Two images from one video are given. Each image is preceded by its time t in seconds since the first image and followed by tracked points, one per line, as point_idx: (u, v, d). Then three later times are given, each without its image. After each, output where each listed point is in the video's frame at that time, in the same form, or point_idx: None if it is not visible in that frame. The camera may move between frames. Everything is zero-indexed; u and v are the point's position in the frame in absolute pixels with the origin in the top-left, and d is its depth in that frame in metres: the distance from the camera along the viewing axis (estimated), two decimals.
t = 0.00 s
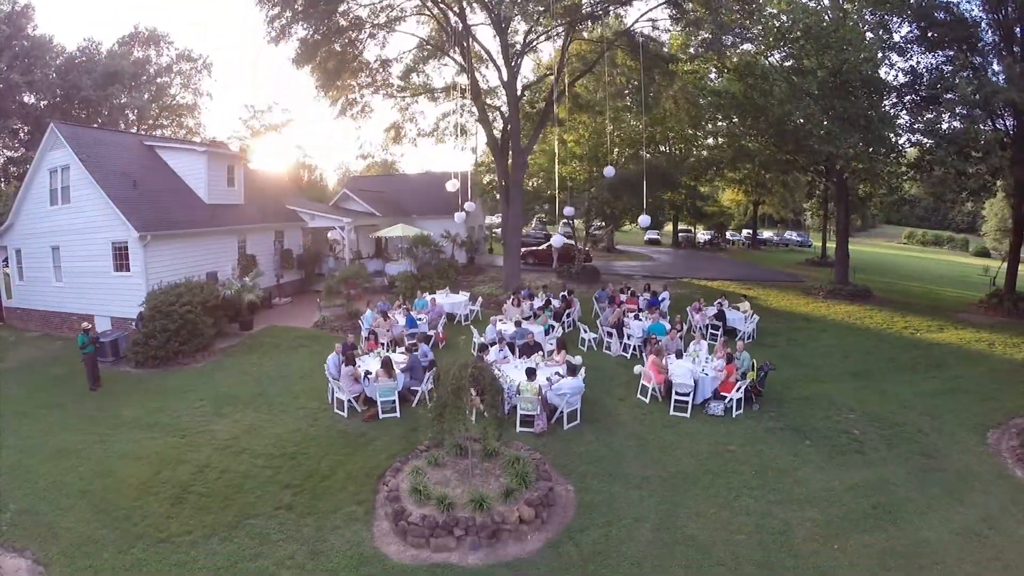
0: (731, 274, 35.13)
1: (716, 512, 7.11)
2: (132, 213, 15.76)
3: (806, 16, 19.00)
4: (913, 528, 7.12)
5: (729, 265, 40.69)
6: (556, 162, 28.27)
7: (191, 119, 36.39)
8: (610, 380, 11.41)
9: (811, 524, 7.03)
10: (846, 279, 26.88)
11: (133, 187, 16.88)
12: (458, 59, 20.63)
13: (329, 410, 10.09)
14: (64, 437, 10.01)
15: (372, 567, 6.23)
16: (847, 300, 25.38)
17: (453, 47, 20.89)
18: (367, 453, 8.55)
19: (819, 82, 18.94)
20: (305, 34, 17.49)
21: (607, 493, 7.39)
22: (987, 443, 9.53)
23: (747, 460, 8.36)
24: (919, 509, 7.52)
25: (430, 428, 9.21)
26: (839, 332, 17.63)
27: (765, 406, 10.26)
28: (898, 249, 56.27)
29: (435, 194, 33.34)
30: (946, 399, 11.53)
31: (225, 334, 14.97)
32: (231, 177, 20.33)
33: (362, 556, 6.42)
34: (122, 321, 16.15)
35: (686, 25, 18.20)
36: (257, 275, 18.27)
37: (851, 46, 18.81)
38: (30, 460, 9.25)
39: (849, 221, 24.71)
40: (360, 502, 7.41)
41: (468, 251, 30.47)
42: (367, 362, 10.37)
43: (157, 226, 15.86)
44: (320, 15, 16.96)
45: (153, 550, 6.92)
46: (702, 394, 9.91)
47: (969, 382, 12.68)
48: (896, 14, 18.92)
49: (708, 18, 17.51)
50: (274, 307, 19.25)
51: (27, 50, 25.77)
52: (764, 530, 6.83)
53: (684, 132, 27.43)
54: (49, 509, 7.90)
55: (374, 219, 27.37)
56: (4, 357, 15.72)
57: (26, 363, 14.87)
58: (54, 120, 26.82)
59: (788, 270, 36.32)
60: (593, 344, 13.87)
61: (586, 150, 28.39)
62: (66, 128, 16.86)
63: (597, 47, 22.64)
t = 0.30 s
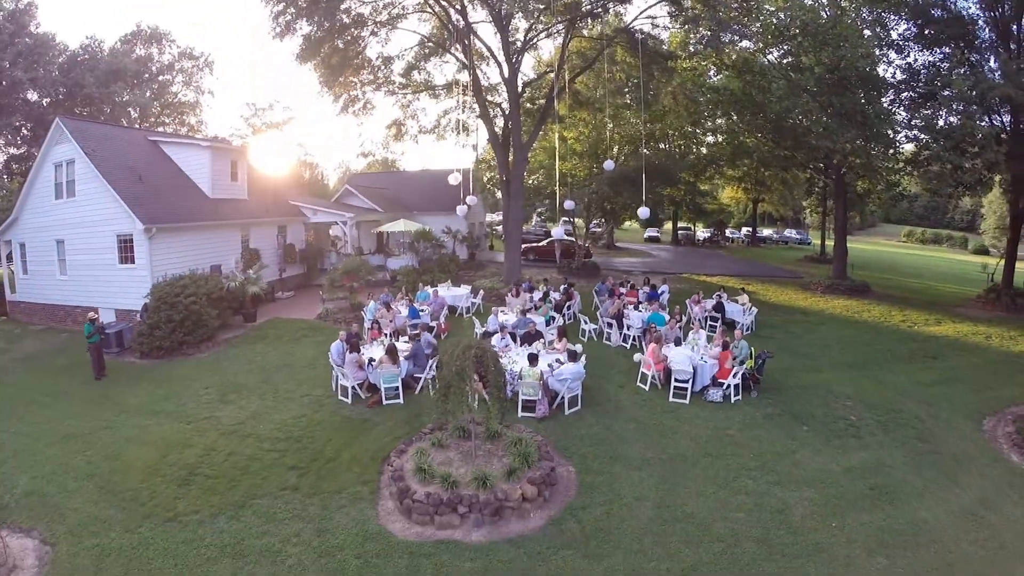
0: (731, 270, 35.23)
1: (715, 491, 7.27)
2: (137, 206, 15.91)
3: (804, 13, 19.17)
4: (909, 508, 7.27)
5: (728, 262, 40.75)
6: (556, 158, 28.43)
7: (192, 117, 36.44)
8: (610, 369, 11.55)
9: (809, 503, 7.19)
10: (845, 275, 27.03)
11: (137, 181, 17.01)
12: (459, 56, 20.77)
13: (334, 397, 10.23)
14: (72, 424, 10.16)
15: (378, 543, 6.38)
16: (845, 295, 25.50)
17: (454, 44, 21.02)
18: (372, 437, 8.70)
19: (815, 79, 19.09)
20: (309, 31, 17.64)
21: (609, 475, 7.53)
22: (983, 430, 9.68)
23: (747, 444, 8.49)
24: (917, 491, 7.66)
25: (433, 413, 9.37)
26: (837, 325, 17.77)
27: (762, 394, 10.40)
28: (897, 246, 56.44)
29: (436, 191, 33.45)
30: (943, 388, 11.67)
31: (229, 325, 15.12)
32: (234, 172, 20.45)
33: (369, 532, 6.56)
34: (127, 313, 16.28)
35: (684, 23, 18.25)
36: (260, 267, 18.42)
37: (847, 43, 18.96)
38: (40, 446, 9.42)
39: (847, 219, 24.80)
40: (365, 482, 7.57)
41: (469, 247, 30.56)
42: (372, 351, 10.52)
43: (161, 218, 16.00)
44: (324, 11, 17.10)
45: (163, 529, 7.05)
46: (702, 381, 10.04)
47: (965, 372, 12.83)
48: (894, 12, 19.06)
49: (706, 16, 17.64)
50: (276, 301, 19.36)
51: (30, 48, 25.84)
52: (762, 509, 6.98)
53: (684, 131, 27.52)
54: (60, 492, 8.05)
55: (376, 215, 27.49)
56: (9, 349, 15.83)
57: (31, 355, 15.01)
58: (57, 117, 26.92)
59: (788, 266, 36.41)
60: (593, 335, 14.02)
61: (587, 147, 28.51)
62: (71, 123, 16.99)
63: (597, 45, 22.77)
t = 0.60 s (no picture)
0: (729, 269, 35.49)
1: (712, 478, 7.50)
2: (143, 204, 16.13)
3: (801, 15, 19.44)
4: (901, 496, 7.48)
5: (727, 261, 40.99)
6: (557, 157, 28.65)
7: (194, 117, 36.63)
8: (609, 363, 11.77)
9: (803, 491, 7.40)
10: (844, 274, 27.20)
11: (143, 180, 17.23)
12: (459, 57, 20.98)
13: (340, 390, 10.45)
14: (82, 417, 10.38)
15: (385, 527, 6.60)
16: (843, 294, 25.70)
17: (456, 45, 21.24)
18: (377, 428, 8.91)
19: (813, 78, 19.29)
20: (313, 32, 17.87)
21: (609, 463, 7.75)
22: (976, 422, 9.89)
23: (743, 434, 8.72)
24: (910, 480, 7.87)
25: (437, 405, 9.59)
26: (834, 322, 17.99)
27: (758, 387, 10.63)
28: (896, 246, 56.67)
29: (437, 190, 33.62)
30: (937, 382, 11.89)
31: (234, 322, 15.34)
32: (238, 171, 20.66)
33: (375, 518, 6.77)
34: (132, 310, 16.50)
35: (682, 24, 18.42)
36: (264, 264, 18.64)
37: (844, 43, 19.20)
38: (50, 438, 9.64)
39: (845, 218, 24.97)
40: (371, 471, 7.79)
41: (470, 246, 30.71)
42: (377, 345, 10.71)
43: (167, 217, 16.23)
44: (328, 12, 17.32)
45: (175, 516, 7.26)
46: (699, 373, 10.25)
47: (958, 367, 13.08)
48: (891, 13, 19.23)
49: (704, 17, 17.79)
50: (280, 298, 19.53)
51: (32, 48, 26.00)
52: (758, 496, 7.20)
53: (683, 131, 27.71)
54: (72, 482, 8.26)
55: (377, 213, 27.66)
56: (16, 346, 16.04)
57: (38, 351, 15.22)
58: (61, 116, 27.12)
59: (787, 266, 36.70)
60: (593, 331, 14.24)
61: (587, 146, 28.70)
62: (77, 122, 17.21)
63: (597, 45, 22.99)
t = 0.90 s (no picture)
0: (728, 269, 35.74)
1: (708, 470, 7.73)
2: (149, 204, 16.36)
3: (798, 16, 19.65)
4: (893, 488, 7.70)
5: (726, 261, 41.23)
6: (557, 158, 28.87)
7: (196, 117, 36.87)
8: (609, 360, 11.99)
9: (797, 482, 7.63)
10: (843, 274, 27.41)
11: (148, 180, 17.46)
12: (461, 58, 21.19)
13: (345, 386, 10.67)
14: (91, 413, 10.61)
15: (390, 516, 6.82)
16: (841, 293, 25.90)
17: (457, 46, 21.44)
18: (381, 422, 9.14)
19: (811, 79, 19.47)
20: (316, 34, 18.08)
21: (608, 456, 7.97)
22: (969, 418, 10.11)
23: (738, 428, 8.94)
24: (902, 473, 8.08)
25: (440, 400, 9.82)
26: (830, 321, 18.22)
27: (754, 383, 10.85)
28: (895, 245, 56.87)
29: (438, 190, 33.80)
30: (931, 379, 12.13)
31: (239, 320, 15.58)
32: (241, 171, 20.88)
33: (381, 508, 6.99)
34: (138, 308, 16.72)
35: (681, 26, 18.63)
36: (267, 263, 18.87)
37: (842, 45, 19.38)
38: (61, 433, 9.86)
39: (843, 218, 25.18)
40: (377, 463, 8.01)
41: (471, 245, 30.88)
42: (381, 342, 10.95)
43: (173, 216, 16.46)
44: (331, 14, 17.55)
45: (186, 507, 7.47)
46: (696, 370, 10.49)
47: (952, 364, 13.31)
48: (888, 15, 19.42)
49: (702, 19, 17.97)
50: (283, 297, 19.73)
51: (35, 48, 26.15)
52: (753, 487, 7.42)
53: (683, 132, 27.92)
54: (84, 475, 8.47)
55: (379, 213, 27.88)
56: (22, 344, 16.24)
57: (45, 349, 15.43)
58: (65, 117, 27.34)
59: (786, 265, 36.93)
60: (593, 329, 14.47)
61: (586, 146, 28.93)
62: (82, 123, 17.42)
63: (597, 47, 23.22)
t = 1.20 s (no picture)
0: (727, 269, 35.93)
1: (705, 464, 7.94)
2: (154, 204, 16.57)
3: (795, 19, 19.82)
4: (885, 482, 7.92)
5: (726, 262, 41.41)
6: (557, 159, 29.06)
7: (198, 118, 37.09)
8: (608, 358, 12.20)
9: (792, 476, 7.85)
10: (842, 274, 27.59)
11: (153, 180, 17.66)
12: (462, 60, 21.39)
13: (350, 384, 10.88)
14: (100, 409, 10.83)
15: (396, 508, 7.03)
16: (839, 293, 26.08)
17: (458, 48, 21.64)
18: (385, 418, 9.36)
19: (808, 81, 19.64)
20: (320, 36, 18.28)
21: (607, 450, 8.19)
22: (963, 415, 10.32)
23: (734, 424, 9.17)
24: (895, 468, 8.29)
25: (442, 397, 10.04)
26: (827, 320, 18.43)
27: (750, 381, 11.07)
28: (894, 246, 57.07)
29: (438, 191, 34.03)
30: (926, 377, 12.34)
31: (243, 319, 15.79)
32: (245, 171, 21.08)
33: (386, 500, 7.21)
34: (142, 307, 16.92)
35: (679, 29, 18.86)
36: (271, 263, 19.08)
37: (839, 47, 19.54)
38: (72, 429, 10.07)
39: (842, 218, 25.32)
40: (381, 457, 8.23)
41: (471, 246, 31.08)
42: (384, 340, 11.16)
43: (177, 216, 16.67)
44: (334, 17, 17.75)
45: (197, 499, 7.68)
46: (693, 367, 10.72)
47: (947, 363, 13.53)
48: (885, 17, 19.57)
49: (701, 21, 18.19)
50: (286, 296, 19.94)
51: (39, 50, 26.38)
52: (748, 480, 7.64)
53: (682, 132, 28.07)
54: (96, 468, 8.69)
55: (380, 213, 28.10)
56: (28, 342, 16.46)
57: (51, 347, 15.64)
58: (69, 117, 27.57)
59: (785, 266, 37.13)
60: (593, 327, 14.70)
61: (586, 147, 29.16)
62: (87, 124, 17.63)
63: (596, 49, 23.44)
